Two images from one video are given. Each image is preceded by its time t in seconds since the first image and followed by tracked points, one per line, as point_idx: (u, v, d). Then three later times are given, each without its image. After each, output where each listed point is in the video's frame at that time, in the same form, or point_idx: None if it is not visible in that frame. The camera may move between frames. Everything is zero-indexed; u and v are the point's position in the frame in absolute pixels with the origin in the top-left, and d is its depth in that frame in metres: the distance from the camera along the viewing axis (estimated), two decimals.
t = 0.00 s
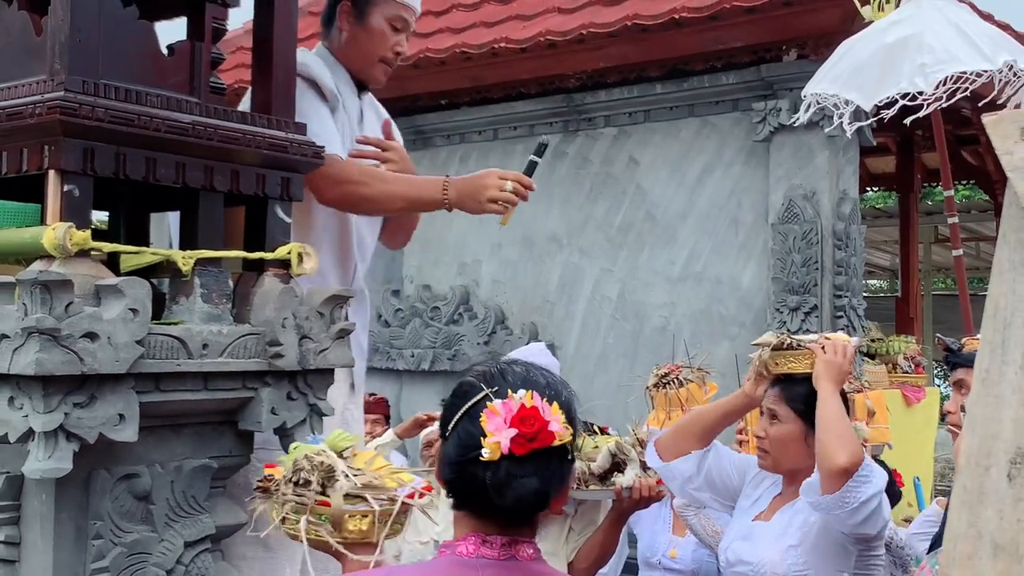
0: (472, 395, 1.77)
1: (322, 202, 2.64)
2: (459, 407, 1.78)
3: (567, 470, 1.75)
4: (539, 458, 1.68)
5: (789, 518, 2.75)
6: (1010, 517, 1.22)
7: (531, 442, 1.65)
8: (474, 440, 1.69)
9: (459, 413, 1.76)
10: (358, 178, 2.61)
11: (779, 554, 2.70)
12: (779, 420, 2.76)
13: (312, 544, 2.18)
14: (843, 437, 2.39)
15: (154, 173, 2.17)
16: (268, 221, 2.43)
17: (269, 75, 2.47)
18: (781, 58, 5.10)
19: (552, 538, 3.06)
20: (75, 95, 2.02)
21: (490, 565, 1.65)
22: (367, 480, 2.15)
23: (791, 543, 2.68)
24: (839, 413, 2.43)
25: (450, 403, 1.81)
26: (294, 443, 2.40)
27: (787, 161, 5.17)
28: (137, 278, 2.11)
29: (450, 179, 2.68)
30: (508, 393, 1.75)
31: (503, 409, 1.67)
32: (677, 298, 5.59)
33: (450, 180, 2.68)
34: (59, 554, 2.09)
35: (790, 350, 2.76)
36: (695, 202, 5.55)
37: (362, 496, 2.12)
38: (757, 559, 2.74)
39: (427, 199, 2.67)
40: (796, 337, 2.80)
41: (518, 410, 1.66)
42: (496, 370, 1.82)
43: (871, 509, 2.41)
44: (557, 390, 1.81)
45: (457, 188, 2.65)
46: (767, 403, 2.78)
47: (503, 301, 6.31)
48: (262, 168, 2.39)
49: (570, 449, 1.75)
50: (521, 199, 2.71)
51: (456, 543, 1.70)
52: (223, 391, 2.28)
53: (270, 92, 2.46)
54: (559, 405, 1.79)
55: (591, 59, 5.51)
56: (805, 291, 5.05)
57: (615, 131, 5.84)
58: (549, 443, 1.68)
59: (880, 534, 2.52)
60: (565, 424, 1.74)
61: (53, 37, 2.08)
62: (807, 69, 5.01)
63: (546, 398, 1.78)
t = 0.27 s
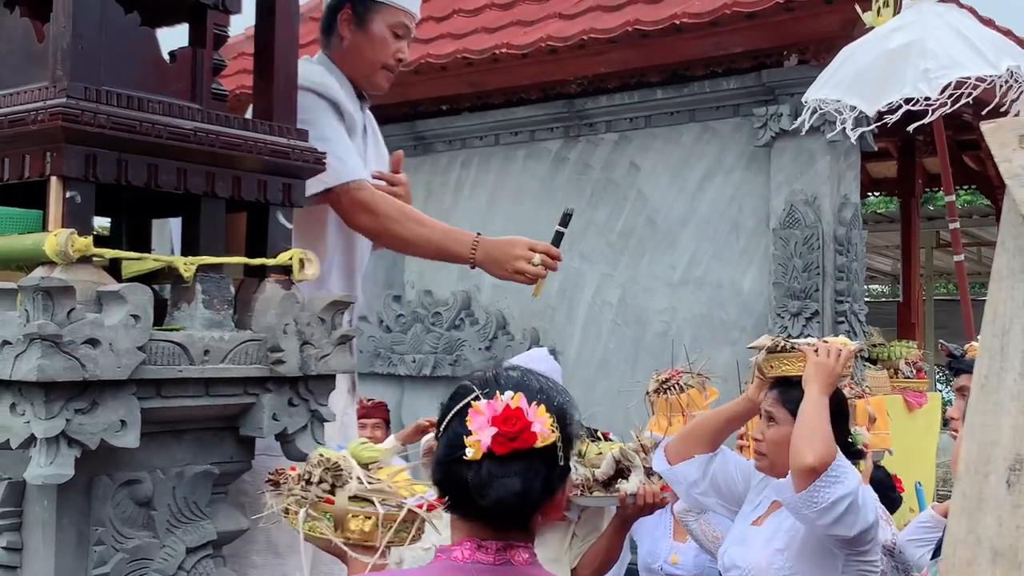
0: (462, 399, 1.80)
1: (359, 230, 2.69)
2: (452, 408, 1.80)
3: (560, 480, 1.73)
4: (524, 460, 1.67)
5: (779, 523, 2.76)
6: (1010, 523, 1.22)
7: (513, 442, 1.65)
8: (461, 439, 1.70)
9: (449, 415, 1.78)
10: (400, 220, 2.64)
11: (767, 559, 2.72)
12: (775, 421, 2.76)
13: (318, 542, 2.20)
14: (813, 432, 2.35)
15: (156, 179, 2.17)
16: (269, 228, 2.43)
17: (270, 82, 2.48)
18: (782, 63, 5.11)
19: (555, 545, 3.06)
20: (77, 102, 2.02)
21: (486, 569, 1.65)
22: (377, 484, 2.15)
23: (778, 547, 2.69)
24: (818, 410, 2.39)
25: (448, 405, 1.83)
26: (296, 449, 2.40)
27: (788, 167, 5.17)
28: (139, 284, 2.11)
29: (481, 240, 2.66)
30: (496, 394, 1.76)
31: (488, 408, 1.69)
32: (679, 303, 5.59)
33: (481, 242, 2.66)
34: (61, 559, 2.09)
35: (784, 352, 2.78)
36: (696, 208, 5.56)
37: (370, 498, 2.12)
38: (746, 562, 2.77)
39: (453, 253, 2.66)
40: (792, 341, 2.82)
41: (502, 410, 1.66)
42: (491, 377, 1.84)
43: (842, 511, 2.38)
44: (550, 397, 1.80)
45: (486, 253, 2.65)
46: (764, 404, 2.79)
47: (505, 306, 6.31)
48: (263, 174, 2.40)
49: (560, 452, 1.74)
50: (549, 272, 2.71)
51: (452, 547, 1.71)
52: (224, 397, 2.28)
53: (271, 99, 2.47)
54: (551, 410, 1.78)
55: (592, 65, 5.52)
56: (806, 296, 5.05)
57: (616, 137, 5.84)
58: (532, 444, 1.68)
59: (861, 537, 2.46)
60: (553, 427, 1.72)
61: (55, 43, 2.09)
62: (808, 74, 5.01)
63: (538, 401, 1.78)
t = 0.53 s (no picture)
0: (457, 402, 1.80)
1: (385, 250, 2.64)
2: (449, 412, 1.79)
3: (558, 485, 1.75)
4: (523, 464, 1.68)
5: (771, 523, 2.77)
6: (1010, 526, 1.22)
7: (511, 447, 1.65)
8: (457, 444, 1.70)
9: (446, 420, 1.78)
10: (428, 245, 2.59)
11: (757, 558, 2.73)
12: (772, 422, 2.79)
13: (318, 541, 2.21)
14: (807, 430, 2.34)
15: (158, 182, 2.17)
16: (271, 230, 2.44)
17: (271, 85, 2.48)
18: (783, 66, 5.12)
19: (558, 548, 2.98)
20: (79, 104, 2.03)
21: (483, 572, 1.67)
22: (380, 486, 2.15)
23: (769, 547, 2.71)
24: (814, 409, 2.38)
25: (444, 407, 1.82)
26: (297, 451, 2.40)
27: (789, 169, 5.17)
28: (141, 287, 2.12)
29: (507, 273, 2.60)
30: (493, 398, 1.75)
31: (486, 414, 1.68)
32: (680, 306, 5.59)
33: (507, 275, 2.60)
34: (62, 561, 2.09)
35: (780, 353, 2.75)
36: (697, 210, 5.56)
37: (373, 499, 2.12)
38: (736, 561, 2.79)
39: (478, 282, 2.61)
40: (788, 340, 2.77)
41: (499, 416, 1.66)
42: (488, 380, 1.83)
43: (831, 511, 2.37)
44: (546, 400, 1.79)
45: (509, 286, 2.59)
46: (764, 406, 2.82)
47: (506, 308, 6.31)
48: (265, 177, 2.40)
49: (558, 456, 1.74)
50: (572, 309, 2.63)
51: (449, 549, 1.72)
52: (225, 399, 2.28)
53: (273, 101, 2.47)
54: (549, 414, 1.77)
55: (593, 68, 5.52)
56: (807, 298, 5.05)
57: (617, 139, 5.85)
58: (530, 449, 1.67)
59: (851, 537, 2.45)
60: (550, 431, 1.72)
61: (57, 46, 2.10)
62: (809, 77, 5.02)
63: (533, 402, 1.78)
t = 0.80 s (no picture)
0: (455, 402, 1.78)
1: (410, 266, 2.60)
2: (444, 412, 1.79)
3: (553, 483, 1.76)
4: (522, 464, 1.68)
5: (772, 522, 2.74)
6: (1010, 526, 1.22)
7: (510, 447, 1.66)
8: (456, 444, 1.70)
9: (443, 420, 1.77)
10: (453, 265, 2.55)
11: (759, 559, 2.70)
12: (770, 424, 2.74)
13: (314, 547, 2.18)
14: (818, 433, 2.34)
15: (159, 181, 2.17)
16: (272, 230, 2.44)
17: (272, 85, 2.48)
18: (784, 67, 5.12)
19: (560, 550, 3.05)
20: (81, 103, 2.03)
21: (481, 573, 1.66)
22: (372, 489, 2.14)
23: (772, 547, 2.68)
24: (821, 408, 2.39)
25: (438, 408, 1.81)
26: (297, 451, 2.40)
27: (790, 170, 5.17)
28: (142, 286, 2.12)
29: (530, 296, 2.54)
30: (490, 398, 1.76)
31: (484, 414, 1.69)
32: (680, 306, 5.59)
33: (531, 297, 2.53)
34: (63, 560, 2.09)
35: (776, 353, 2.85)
36: (697, 211, 5.56)
37: (365, 502, 2.11)
38: (737, 562, 2.74)
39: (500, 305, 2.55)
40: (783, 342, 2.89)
41: (498, 415, 1.67)
42: (483, 379, 1.84)
43: (845, 514, 2.37)
44: (543, 399, 1.81)
45: (531, 309, 2.52)
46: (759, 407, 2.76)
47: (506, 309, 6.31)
48: (266, 176, 2.40)
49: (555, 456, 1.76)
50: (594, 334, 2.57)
51: (446, 552, 1.73)
52: (226, 399, 2.28)
53: (274, 101, 2.48)
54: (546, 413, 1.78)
55: (593, 68, 5.52)
56: (807, 299, 5.05)
57: (618, 140, 5.85)
58: (530, 448, 1.69)
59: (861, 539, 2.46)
60: (548, 430, 1.73)
61: (59, 45, 2.10)
62: (809, 78, 5.02)
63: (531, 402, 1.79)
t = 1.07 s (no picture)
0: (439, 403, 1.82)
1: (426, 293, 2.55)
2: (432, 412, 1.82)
3: (542, 479, 1.74)
4: (502, 459, 1.68)
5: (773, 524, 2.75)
6: (1011, 525, 1.23)
7: (485, 442, 1.66)
8: (436, 441, 1.72)
9: (426, 419, 1.81)
10: (469, 293, 2.48)
11: (765, 559, 2.70)
12: (765, 424, 2.74)
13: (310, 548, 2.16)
14: (822, 436, 2.35)
15: (160, 179, 2.18)
16: (273, 228, 2.44)
17: (274, 83, 2.49)
18: (784, 67, 5.13)
19: (562, 549, 2.95)
20: (82, 101, 2.03)
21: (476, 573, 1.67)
22: (365, 491, 2.16)
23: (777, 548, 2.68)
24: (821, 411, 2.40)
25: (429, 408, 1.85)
26: (298, 449, 2.41)
27: (790, 170, 5.17)
28: (143, 283, 2.12)
29: (542, 322, 2.46)
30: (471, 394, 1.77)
31: (461, 410, 1.71)
32: (679, 306, 5.59)
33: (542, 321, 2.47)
34: (63, 558, 2.09)
35: (773, 352, 2.79)
36: (697, 210, 5.56)
37: (361, 503, 2.12)
38: (741, 563, 2.73)
39: (513, 330, 2.47)
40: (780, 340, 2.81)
41: (474, 411, 1.68)
42: (469, 378, 1.85)
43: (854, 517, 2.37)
44: (527, 394, 1.79)
45: (543, 337, 2.45)
46: (755, 408, 2.77)
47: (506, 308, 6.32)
48: (267, 174, 2.40)
49: (541, 451, 1.74)
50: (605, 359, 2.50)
51: (440, 552, 1.73)
52: (226, 397, 2.28)
53: (275, 99, 2.48)
54: (528, 407, 1.77)
55: (594, 68, 5.53)
56: (807, 299, 5.06)
57: (618, 139, 5.85)
58: (507, 442, 1.67)
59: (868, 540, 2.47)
60: (529, 424, 1.72)
61: (60, 42, 2.10)
62: (809, 78, 5.03)
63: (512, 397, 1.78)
